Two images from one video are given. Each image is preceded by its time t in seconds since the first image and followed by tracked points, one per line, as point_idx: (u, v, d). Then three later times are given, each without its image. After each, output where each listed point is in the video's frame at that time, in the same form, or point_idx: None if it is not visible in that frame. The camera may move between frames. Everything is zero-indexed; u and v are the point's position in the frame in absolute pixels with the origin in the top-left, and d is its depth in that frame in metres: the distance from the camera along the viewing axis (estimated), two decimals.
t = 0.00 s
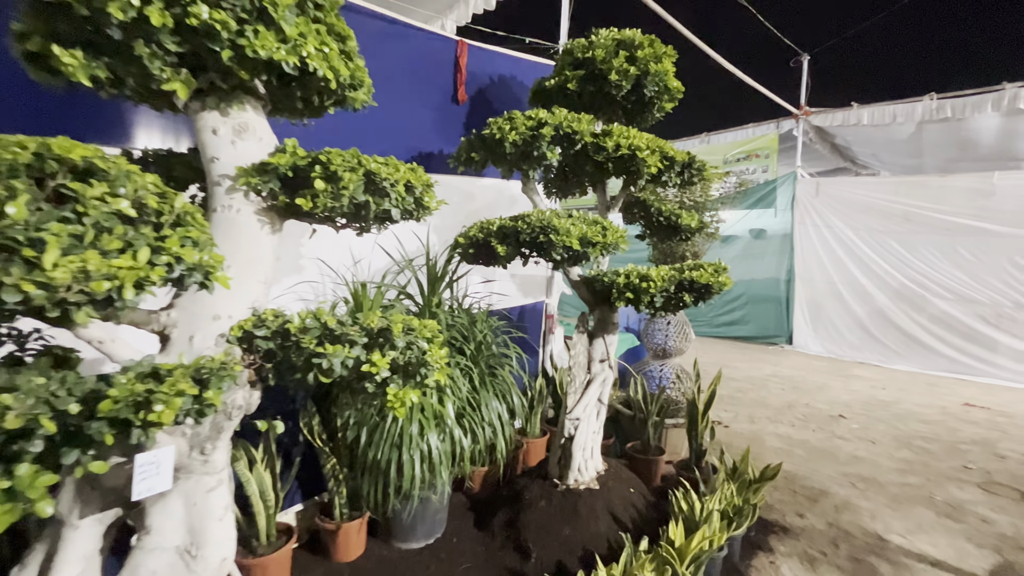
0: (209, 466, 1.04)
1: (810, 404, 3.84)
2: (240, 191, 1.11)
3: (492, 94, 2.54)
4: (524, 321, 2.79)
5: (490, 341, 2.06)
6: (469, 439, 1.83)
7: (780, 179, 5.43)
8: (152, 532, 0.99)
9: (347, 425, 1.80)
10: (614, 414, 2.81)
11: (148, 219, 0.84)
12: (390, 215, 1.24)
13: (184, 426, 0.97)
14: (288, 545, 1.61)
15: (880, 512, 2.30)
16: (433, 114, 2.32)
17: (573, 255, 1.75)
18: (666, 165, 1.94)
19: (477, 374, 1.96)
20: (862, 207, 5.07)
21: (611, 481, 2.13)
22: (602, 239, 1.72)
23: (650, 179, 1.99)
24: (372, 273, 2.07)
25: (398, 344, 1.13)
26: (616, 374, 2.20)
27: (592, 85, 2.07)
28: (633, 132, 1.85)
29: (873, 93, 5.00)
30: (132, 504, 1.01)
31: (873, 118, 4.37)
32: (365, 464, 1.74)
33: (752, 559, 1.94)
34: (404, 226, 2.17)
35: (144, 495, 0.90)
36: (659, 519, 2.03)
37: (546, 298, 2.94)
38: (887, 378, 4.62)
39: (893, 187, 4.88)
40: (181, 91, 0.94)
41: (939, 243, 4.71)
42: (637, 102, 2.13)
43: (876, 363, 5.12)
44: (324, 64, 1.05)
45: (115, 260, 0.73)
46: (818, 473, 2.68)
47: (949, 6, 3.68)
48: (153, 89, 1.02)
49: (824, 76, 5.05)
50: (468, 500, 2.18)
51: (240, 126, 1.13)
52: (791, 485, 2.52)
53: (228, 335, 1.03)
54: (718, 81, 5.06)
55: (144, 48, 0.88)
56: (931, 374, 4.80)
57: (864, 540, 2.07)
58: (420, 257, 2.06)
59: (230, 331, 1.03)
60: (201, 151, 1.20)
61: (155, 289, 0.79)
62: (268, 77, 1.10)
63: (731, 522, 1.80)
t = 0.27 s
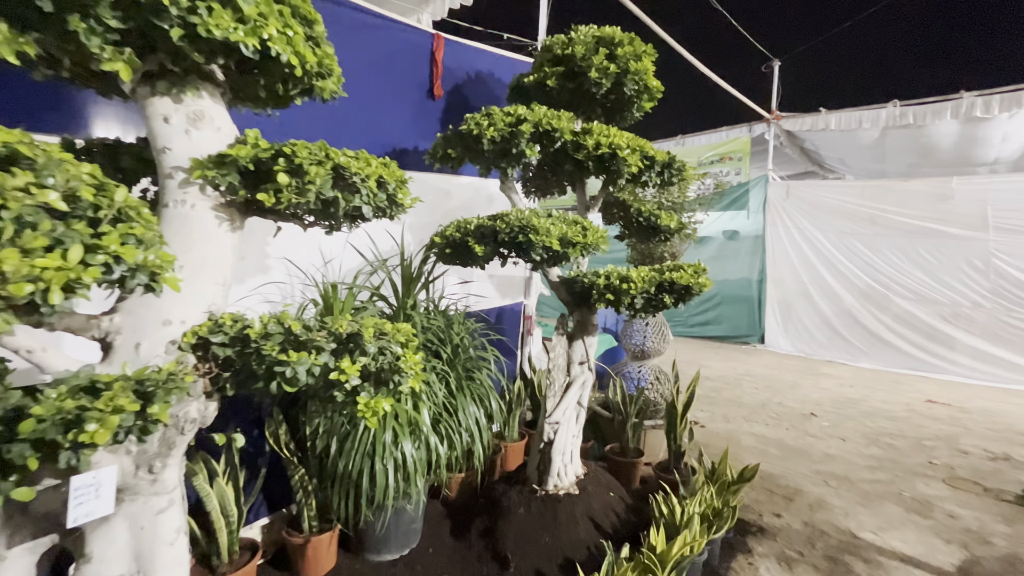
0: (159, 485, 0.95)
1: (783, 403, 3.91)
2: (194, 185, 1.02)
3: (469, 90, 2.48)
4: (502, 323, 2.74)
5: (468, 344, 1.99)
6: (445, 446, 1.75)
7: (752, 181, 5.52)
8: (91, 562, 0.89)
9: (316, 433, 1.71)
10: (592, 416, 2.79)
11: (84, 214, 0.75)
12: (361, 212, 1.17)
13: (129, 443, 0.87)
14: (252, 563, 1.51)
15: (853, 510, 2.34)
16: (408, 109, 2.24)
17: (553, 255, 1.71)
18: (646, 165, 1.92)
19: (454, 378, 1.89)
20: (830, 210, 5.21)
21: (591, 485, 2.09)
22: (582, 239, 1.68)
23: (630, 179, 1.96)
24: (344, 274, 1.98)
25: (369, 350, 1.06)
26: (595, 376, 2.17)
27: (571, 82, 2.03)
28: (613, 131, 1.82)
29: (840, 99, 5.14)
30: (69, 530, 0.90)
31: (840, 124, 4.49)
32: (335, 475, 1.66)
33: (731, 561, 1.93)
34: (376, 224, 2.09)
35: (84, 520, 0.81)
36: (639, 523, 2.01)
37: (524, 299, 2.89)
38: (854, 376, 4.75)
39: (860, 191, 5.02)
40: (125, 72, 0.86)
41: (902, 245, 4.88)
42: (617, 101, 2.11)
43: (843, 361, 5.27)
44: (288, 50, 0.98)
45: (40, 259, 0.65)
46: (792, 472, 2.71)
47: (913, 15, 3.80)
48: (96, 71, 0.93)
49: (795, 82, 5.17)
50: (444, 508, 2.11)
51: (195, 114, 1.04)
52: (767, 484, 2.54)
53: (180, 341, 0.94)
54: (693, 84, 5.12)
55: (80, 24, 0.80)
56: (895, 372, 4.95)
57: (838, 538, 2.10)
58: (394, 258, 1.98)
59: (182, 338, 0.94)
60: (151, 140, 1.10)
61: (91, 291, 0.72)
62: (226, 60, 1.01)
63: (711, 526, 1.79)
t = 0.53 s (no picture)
0: (95, 510, 0.85)
1: (752, 400, 4.00)
2: (137, 177, 0.92)
3: (442, 85, 2.41)
4: (476, 324, 2.68)
5: (440, 346, 1.93)
6: (417, 453, 1.68)
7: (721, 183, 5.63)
8: None
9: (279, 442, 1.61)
10: (568, 417, 2.77)
11: None
12: (325, 209, 1.10)
13: (58, 465, 0.78)
14: None
15: (820, 505, 2.39)
16: (377, 103, 2.16)
17: (528, 255, 1.66)
18: (621, 164, 1.90)
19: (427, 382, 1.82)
20: (795, 211, 5.36)
21: (566, 488, 2.06)
22: (558, 239, 1.65)
23: (606, 178, 1.94)
24: (309, 274, 1.89)
25: (333, 357, 0.99)
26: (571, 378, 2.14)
27: (547, 79, 1.99)
28: (588, 129, 1.79)
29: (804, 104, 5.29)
30: None
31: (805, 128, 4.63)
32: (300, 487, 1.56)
33: (706, 560, 1.94)
34: (343, 221, 2.00)
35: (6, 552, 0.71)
36: (615, 526, 1.99)
37: (498, 299, 2.84)
38: (818, 373, 4.91)
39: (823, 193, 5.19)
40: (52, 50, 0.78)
41: (862, 246, 5.07)
42: (592, 99, 2.08)
43: (807, 358, 5.43)
44: (243, 31, 0.91)
45: None
46: (762, 469, 2.76)
47: (872, 27, 3.90)
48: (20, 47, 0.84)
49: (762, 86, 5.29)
50: (417, 515, 2.04)
51: (138, 99, 0.94)
52: (738, 481, 2.58)
53: (119, 350, 0.85)
54: (665, 86, 5.17)
55: None
56: (856, 369, 5.14)
57: (807, 534, 2.14)
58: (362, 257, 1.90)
59: (121, 347, 0.85)
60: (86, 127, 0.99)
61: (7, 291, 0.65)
62: (170, 39, 0.92)
63: (686, 527, 1.79)
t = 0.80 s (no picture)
0: (41, 531, 0.78)
1: (735, 400, 4.02)
2: (89, 171, 0.86)
3: (424, 81, 2.35)
4: (459, 325, 2.63)
5: (421, 349, 1.87)
6: (396, 460, 1.61)
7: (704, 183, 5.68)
8: None
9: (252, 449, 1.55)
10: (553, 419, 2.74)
11: None
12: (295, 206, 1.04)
13: None
14: None
15: (804, 505, 2.40)
16: (357, 98, 2.09)
17: (511, 255, 1.62)
18: (606, 163, 1.87)
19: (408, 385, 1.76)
20: (777, 212, 5.42)
21: (551, 493, 2.03)
22: (542, 238, 1.61)
23: (591, 176, 1.91)
24: (284, 274, 1.82)
25: (304, 362, 0.94)
26: (555, 380, 2.10)
27: (531, 75, 1.96)
28: (573, 127, 1.76)
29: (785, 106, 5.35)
30: None
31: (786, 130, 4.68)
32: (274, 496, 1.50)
33: (691, 563, 1.92)
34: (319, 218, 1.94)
35: None
36: (601, 530, 1.96)
37: (482, 300, 2.80)
38: (799, 372, 4.97)
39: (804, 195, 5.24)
40: None
41: (841, 247, 5.15)
42: (577, 97, 2.05)
43: (789, 357, 5.50)
44: (204, 15, 0.85)
45: None
46: (746, 469, 2.76)
47: (851, 32, 3.97)
48: None
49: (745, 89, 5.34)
50: (399, 522, 1.99)
51: (90, 87, 0.88)
52: (723, 482, 2.58)
53: (66, 357, 0.79)
54: (649, 87, 5.19)
55: None
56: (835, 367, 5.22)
57: (791, 534, 2.14)
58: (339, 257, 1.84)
59: (68, 354, 0.78)
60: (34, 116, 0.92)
61: None
62: (124, 23, 0.86)
63: (672, 531, 1.77)
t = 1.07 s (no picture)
0: None
1: (734, 400, 3.98)
2: (52, 164, 0.81)
3: (417, 76, 2.30)
4: (454, 325, 2.59)
5: (412, 349, 1.83)
6: (386, 465, 1.57)
7: (703, 182, 5.66)
8: None
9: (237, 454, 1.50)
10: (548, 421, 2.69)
11: None
12: (274, 202, 0.99)
13: None
14: None
15: (803, 508, 2.36)
16: (347, 93, 2.04)
17: (504, 254, 1.58)
18: (602, 159, 1.82)
19: (398, 387, 1.72)
20: (775, 212, 5.39)
21: (546, 497, 1.98)
22: (536, 236, 1.56)
23: (586, 173, 1.86)
24: (271, 274, 1.77)
25: (282, 365, 0.90)
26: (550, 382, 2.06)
27: (524, 70, 1.91)
28: (567, 122, 1.71)
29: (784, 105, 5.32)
30: None
31: (784, 128, 4.65)
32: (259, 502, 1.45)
33: (688, 568, 1.88)
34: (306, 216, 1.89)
35: None
36: (596, 535, 1.92)
37: (477, 300, 2.75)
38: (797, 372, 4.93)
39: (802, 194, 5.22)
40: None
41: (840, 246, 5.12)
42: (572, 92, 2.01)
43: (787, 357, 5.47)
44: None
45: None
46: (744, 471, 2.72)
47: (850, 31, 3.93)
48: None
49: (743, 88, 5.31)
50: (391, 526, 1.95)
51: (54, 75, 0.83)
52: (721, 484, 2.54)
53: (23, 361, 0.74)
54: (647, 85, 5.15)
55: None
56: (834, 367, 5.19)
57: (790, 538, 2.10)
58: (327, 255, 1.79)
59: (25, 357, 0.74)
60: None
61: None
62: (88, 7, 0.81)
63: (669, 537, 1.73)
